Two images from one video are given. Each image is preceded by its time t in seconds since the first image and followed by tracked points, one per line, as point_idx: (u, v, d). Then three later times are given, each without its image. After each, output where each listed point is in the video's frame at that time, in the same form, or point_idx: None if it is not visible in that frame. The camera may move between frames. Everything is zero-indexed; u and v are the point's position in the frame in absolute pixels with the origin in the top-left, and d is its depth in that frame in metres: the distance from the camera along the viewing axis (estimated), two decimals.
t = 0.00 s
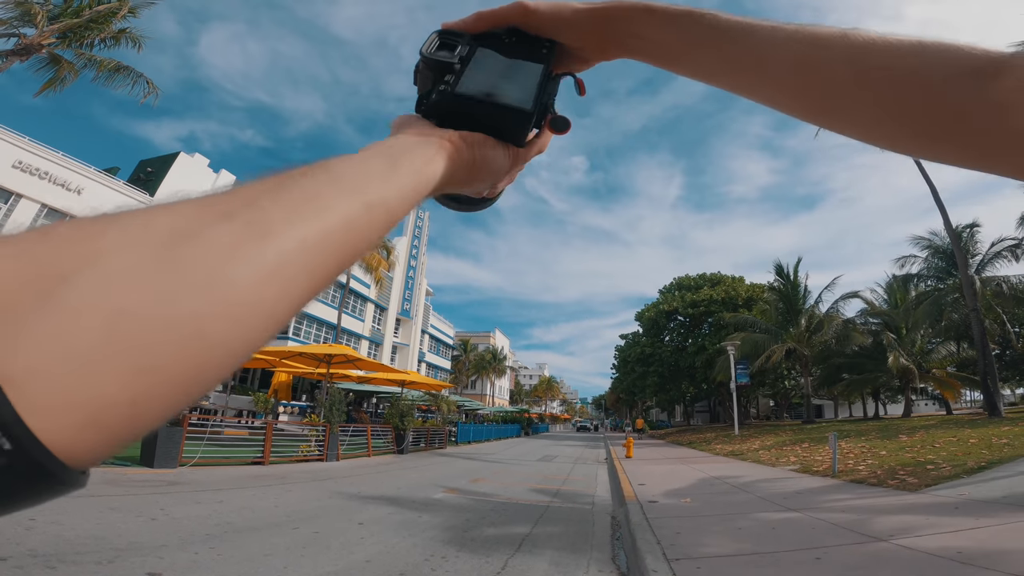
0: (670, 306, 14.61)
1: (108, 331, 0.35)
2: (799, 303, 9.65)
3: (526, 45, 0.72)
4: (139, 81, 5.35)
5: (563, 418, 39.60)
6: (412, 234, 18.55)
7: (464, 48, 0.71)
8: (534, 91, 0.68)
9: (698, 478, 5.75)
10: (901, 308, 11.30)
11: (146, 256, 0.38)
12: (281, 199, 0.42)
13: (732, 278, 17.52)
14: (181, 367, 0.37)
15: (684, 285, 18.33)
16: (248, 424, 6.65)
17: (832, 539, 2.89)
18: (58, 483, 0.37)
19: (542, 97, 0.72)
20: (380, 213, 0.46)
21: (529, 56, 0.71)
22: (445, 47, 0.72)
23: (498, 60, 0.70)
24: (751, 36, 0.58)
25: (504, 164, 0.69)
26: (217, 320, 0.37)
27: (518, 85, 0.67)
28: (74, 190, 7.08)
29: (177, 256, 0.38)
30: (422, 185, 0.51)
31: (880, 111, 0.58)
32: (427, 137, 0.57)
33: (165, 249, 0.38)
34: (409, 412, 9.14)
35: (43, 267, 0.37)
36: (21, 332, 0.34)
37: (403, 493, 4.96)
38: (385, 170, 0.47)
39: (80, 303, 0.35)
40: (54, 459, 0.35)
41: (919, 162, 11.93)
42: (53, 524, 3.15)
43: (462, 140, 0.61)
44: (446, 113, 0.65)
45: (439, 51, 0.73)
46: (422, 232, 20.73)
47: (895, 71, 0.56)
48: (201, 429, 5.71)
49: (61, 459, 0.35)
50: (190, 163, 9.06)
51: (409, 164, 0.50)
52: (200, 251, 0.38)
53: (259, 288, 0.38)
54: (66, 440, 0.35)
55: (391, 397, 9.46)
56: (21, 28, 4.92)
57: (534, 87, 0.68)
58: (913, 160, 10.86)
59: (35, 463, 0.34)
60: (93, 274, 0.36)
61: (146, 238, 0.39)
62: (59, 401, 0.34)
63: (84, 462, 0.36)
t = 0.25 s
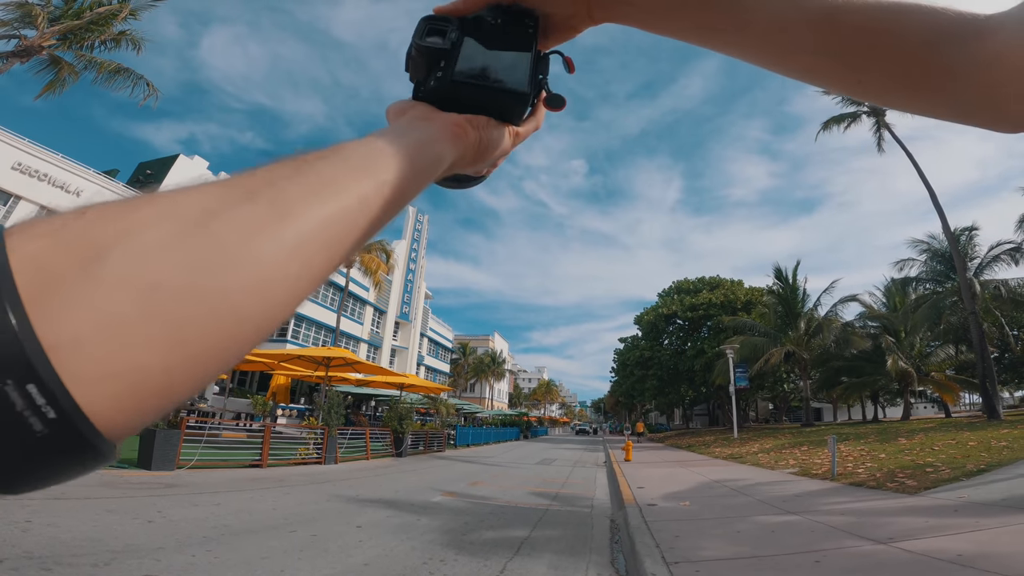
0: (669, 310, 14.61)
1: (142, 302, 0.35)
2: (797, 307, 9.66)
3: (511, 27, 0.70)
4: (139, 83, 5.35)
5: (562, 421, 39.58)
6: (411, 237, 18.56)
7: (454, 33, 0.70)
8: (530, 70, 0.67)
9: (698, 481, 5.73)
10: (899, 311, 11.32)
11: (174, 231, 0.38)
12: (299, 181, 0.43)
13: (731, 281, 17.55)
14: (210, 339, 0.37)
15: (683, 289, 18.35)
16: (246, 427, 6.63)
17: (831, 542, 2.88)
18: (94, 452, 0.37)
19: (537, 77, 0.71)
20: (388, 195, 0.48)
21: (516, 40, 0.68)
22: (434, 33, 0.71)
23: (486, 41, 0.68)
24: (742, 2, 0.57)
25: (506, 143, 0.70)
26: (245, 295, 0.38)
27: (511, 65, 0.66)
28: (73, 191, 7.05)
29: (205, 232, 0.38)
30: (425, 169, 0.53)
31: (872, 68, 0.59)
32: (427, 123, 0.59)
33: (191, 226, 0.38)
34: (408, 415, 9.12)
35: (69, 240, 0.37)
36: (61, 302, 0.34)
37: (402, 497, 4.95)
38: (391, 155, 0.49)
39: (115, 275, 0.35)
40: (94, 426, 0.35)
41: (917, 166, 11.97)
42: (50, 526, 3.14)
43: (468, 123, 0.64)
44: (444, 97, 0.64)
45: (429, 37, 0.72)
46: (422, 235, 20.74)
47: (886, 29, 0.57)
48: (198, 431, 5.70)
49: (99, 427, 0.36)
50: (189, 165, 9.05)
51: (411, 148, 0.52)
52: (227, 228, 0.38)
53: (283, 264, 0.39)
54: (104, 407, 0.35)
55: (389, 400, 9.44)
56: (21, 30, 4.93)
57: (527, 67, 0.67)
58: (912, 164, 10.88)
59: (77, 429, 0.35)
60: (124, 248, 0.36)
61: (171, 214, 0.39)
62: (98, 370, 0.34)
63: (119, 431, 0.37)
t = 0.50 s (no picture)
0: (669, 311, 14.61)
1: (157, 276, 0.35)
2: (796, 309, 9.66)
3: (512, 19, 0.70)
4: (139, 83, 5.34)
5: (562, 422, 39.58)
6: (411, 238, 18.56)
7: (456, 25, 0.70)
8: (529, 65, 0.69)
9: (697, 483, 5.73)
10: (899, 312, 11.33)
11: (187, 212, 0.38)
12: (304, 167, 0.43)
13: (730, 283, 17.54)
14: (218, 315, 0.37)
15: (682, 290, 18.35)
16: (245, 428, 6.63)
17: (830, 543, 2.88)
18: (107, 422, 0.37)
19: (536, 71, 0.73)
20: (388, 181, 0.48)
21: (517, 33, 0.70)
22: (436, 25, 0.72)
23: (489, 35, 0.69)
24: None
25: (505, 134, 0.71)
26: (253, 273, 0.38)
27: (513, 60, 0.68)
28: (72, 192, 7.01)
29: (217, 212, 0.38)
30: (424, 156, 0.53)
31: (873, 65, 0.59)
32: (427, 115, 0.60)
33: (203, 207, 0.39)
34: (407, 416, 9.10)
35: (87, 221, 0.37)
36: (79, 277, 0.34)
37: (401, 498, 4.94)
38: (391, 143, 0.50)
39: (133, 251, 0.35)
40: (109, 396, 0.35)
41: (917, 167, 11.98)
42: (48, 527, 3.13)
43: (466, 115, 0.64)
44: (446, 89, 0.65)
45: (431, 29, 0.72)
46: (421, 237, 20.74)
47: (888, 26, 0.57)
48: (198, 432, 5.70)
49: (112, 398, 0.36)
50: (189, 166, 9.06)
51: (411, 137, 0.52)
52: (237, 208, 0.39)
53: (288, 245, 0.40)
54: (119, 376, 0.35)
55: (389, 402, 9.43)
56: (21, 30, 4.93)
57: (528, 60, 0.69)
58: (911, 166, 10.88)
59: (94, 400, 0.34)
60: (141, 227, 0.37)
61: (183, 195, 0.39)
62: (114, 342, 0.34)
63: (132, 403, 0.37)
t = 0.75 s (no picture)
0: (668, 313, 14.62)
1: (182, 261, 0.35)
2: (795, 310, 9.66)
3: (514, 14, 0.70)
4: (139, 84, 5.33)
5: (562, 424, 39.59)
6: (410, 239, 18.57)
7: (457, 21, 0.70)
8: (532, 57, 0.69)
9: (696, 484, 5.73)
10: (898, 313, 11.34)
11: (207, 199, 0.38)
12: (318, 158, 0.44)
13: (729, 284, 17.56)
14: (237, 298, 0.38)
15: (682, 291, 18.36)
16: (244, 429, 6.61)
17: (829, 544, 2.88)
18: (127, 402, 0.37)
19: (538, 65, 0.73)
20: (397, 173, 0.49)
21: (518, 27, 0.69)
22: (438, 21, 0.71)
23: (490, 28, 0.69)
24: None
25: (507, 126, 0.72)
26: (271, 259, 0.39)
27: (515, 54, 0.68)
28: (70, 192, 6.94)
29: (237, 199, 0.39)
30: (429, 149, 0.53)
31: (874, 59, 0.59)
32: (431, 109, 0.60)
33: (223, 195, 0.39)
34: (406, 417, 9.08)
35: (110, 206, 0.37)
36: (105, 257, 0.34)
37: (400, 499, 4.93)
38: (401, 135, 0.50)
39: (157, 235, 0.35)
40: (133, 377, 0.35)
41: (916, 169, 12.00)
42: (47, 527, 3.13)
43: (469, 110, 0.65)
44: (449, 85, 0.65)
45: (432, 24, 0.72)
46: (421, 238, 20.74)
47: (888, 22, 0.57)
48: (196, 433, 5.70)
49: (134, 379, 0.35)
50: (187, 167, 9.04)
51: (419, 131, 0.53)
52: (256, 196, 0.39)
53: (303, 231, 0.40)
54: (141, 357, 0.35)
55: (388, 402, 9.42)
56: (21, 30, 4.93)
57: (530, 54, 0.69)
58: (910, 167, 10.90)
59: (120, 378, 0.34)
60: (164, 212, 0.37)
61: (202, 183, 0.39)
62: (140, 323, 0.34)
63: (150, 384, 0.37)
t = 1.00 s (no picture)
0: (667, 314, 14.63)
1: (174, 262, 0.35)
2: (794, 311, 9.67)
3: (513, 14, 0.70)
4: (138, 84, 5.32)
5: (561, 424, 39.58)
6: (410, 240, 18.56)
7: (457, 21, 0.71)
8: (530, 58, 0.69)
9: (696, 485, 5.72)
10: (897, 314, 11.35)
11: (200, 199, 0.38)
12: (315, 157, 0.44)
13: (729, 284, 17.56)
14: (230, 299, 0.38)
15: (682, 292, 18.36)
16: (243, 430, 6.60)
17: (827, 545, 2.88)
18: (117, 406, 0.36)
19: (537, 65, 0.72)
20: (395, 172, 0.49)
21: (517, 27, 0.70)
22: (437, 21, 0.72)
23: (489, 28, 0.69)
24: None
25: (507, 127, 0.72)
26: (266, 259, 0.39)
27: (514, 54, 0.68)
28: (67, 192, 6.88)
29: (231, 199, 0.39)
30: (428, 149, 0.53)
31: (874, 58, 0.59)
32: (431, 108, 0.60)
33: (216, 195, 0.39)
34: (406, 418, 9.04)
35: (102, 208, 0.37)
36: (94, 259, 0.34)
37: (399, 500, 4.93)
38: (399, 134, 0.50)
39: (148, 237, 0.35)
40: (121, 381, 0.35)
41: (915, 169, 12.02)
42: (45, 528, 3.13)
43: (469, 109, 0.65)
44: (448, 84, 0.65)
45: (431, 26, 0.73)
46: (420, 239, 20.74)
47: (889, 19, 0.57)
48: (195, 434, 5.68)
49: (123, 382, 0.35)
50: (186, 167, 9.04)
51: (418, 129, 0.53)
52: (250, 197, 0.39)
53: (298, 232, 0.40)
54: (130, 359, 0.35)
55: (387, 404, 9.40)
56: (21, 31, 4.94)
57: (529, 54, 0.68)
58: (910, 168, 10.92)
59: (108, 382, 0.34)
60: (157, 214, 0.37)
61: (196, 183, 0.39)
62: (129, 327, 0.34)
63: (141, 387, 0.36)
